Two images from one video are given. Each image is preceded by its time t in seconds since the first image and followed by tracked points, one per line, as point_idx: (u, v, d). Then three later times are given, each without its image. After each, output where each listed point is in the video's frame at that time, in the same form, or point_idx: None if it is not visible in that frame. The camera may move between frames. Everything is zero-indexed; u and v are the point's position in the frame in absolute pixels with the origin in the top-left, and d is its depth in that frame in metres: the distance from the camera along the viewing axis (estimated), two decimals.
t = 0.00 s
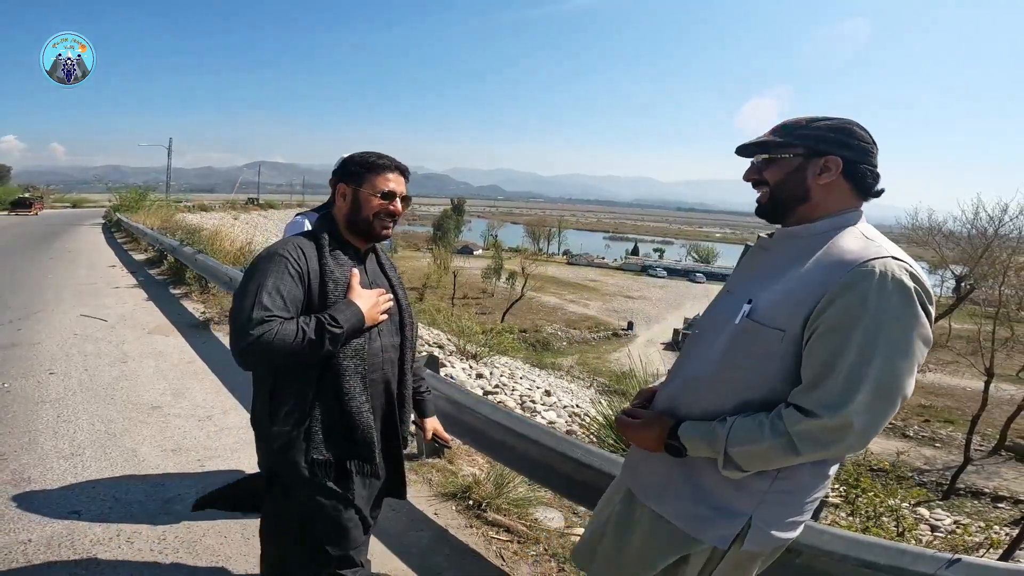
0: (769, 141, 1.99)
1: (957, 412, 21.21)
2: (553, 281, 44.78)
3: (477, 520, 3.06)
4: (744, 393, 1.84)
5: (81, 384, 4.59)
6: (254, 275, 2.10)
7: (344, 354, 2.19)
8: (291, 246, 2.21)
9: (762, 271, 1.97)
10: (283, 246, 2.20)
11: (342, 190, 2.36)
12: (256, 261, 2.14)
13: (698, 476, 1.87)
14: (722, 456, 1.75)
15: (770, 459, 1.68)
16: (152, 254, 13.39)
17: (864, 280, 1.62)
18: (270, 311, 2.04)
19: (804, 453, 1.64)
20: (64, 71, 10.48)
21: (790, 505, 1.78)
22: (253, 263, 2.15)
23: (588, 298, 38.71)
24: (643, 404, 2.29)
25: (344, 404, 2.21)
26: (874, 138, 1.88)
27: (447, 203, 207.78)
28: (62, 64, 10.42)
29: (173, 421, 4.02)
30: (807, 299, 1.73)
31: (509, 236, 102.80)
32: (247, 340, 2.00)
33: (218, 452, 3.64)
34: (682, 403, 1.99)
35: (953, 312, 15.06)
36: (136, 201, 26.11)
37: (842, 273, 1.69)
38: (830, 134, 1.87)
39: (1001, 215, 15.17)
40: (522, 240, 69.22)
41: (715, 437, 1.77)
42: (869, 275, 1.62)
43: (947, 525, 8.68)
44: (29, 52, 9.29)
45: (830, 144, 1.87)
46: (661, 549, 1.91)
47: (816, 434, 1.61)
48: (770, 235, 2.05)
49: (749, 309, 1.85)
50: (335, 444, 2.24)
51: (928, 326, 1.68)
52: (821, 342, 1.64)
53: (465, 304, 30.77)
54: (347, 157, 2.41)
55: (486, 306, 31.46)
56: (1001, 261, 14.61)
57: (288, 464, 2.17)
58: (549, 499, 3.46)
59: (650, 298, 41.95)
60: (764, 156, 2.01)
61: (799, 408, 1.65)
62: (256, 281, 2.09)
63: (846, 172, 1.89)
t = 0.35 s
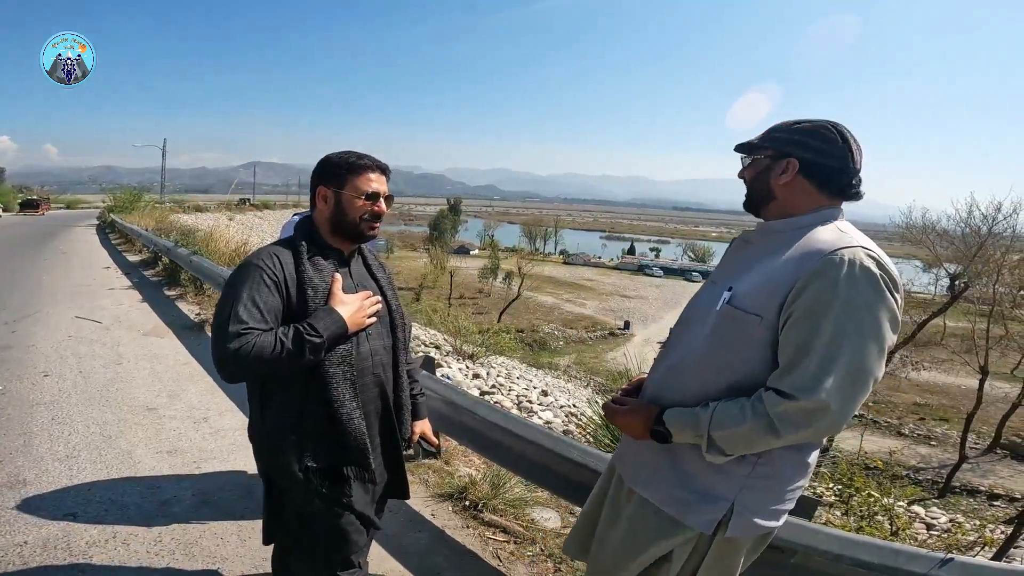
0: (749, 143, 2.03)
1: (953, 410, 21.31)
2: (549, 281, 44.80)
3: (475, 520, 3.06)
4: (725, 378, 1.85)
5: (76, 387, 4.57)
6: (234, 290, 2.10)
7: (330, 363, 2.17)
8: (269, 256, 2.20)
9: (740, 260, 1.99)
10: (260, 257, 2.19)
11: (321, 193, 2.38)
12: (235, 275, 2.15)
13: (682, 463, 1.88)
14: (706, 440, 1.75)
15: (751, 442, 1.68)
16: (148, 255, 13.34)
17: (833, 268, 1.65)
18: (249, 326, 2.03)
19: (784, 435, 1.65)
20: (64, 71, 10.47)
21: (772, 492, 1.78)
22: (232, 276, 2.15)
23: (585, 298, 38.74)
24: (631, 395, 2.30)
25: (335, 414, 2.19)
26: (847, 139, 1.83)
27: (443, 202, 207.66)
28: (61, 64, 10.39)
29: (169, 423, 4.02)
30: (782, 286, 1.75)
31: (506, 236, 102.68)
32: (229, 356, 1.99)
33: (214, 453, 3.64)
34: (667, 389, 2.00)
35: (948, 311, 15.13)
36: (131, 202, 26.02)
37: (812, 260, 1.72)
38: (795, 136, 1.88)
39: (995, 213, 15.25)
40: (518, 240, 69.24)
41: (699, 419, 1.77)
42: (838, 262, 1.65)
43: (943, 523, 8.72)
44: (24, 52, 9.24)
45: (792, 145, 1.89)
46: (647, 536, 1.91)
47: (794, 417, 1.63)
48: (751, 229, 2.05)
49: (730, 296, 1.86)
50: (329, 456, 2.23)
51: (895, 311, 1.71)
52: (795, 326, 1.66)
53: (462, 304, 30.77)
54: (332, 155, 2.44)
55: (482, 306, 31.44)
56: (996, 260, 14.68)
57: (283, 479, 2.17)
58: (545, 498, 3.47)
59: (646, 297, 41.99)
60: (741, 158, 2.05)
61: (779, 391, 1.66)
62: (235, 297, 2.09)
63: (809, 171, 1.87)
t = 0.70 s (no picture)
0: (725, 144, 2.07)
1: (949, 410, 21.32)
2: (546, 281, 44.78)
3: (469, 521, 3.06)
4: (695, 372, 1.86)
5: (70, 388, 4.57)
6: (206, 312, 1.96)
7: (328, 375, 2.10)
8: (240, 268, 2.05)
9: (712, 259, 2.02)
10: (228, 270, 2.05)
11: (317, 193, 2.19)
12: (203, 294, 2.00)
13: (664, 456, 1.88)
14: (678, 433, 1.76)
15: (716, 434, 1.69)
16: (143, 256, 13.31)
17: (787, 263, 1.67)
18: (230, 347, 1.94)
19: (746, 427, 1.66)
20: (64, 72, 10.46)
21: (750, 484, 1.78)
22: (200, 296, 2.00)
23: (582, 298, 38.73)
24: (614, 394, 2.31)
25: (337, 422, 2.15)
26: (816, 140, 1.85)
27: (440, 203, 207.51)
28: (59, 65, 10.37)
29: (164, 424, 4.02)
30: (743, 281, 1.77)
31: (503, 236, 102.68)
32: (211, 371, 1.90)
33: (208, 454, 3.64)
34: (643, 384, 2.01)
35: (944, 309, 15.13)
36: (128, 203, 26.00)
37: (771, 257, 1.73)
38: (767, 137, 1.90)
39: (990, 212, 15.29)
40: (515, 240, 69.29)
41: (670, 412, 1.78)
42: (792, 256, 1.67)
43: (939, 522, 8.72)
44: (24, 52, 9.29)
45: (763, 145, 1.91)
46: (631, 529, 1.92)
47: (755, 409, 1.64)
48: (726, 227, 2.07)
49: (699, 293, 1.89)
50: (336, 464, 2.19)
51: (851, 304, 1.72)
52: (756, 320, 1.68)
53: (459, 305, 30.75)
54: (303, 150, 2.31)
55: (479, 306, 31.43)
56: (992, 258, 14.70)
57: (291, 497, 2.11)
58: (539, 497, 3.49)
59: (643, 297, 42.00)
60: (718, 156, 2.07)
61: (741, 384, 1.67)
62: (210, 319, 1.96)
63: (778, 172, 1.89)
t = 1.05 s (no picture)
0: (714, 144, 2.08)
1: (947, 409, 21.34)
2: (545, 282, 44.78)
3: (465, 521, 3.06)
4: (692, 369, 1.86)
5: (66, 389, 4.56)
6: (213, 331, 1.84)
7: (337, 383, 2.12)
8: (240, 277, 1.94)
9: (701, 258, 2.03)
10: (228, 282, 1.91)
11: (311, 193, 2.18)
12: (202, 309, 1.86)
13: (664, 455, 1.87)
14: (681, 430, 1.75)
15: (718, 431, 1.69)
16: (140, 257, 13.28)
17: (775, 257, 1.68)
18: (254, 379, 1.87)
19: (748, 420, 1.66)
20: (63, 71, 10.44)
21: (752, 482, 1.78)
22: (197, 311, 1.86)
23: (580, 299, 38.73)
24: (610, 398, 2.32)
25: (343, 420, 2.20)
26: (801, 141, 1.86)
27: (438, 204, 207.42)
28: (59, 64, 10.36)
29: (160, 425, 4.01)
30: (733, 277, 1.78)
31: (502, 236, 102.97)
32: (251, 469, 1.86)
33: (204, 455, 3.64)
34: (641, 385, 2.02)
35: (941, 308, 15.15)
36: (124, 204, 25.98)
37: (757, 252, 1.74)
38: (754, 138, 1.91)
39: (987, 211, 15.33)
40: (513, 241, 69.30)
41: (671, 410, 1.77)
42: (778, 251, 1.68)
43: (937, 522, 8.72)
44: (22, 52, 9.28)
45: (750, 146, 1.92)
46: (634, 529, 1.92)
47: (756, 402, 1.64)
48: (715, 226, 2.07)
49: (691, 291, 1.89)
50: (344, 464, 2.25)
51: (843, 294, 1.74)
52: (748, 315, 1.68)
53: (457, 305, 30.75)
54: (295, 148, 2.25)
55: (477, 307, 31.43)
56: (988, 257, 14.73)
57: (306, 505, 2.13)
58: (535, 498, 3.49)
59: (642, 297, 42.02)
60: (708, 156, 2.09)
61: (739, 378, 1.67)
62: (220, 341, 1.84)
63: (764, 173, 1.91)
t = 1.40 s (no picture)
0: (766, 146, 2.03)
1: (947, 409, 21.33)
2: (545, 282, 44.80)
3: (465, 522, 3.05)
4: (709, 377, 1.85)
5: (66, 390, 4.55)
6: (254, 350, 1.80)
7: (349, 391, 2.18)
8: (272, 290, 1.90)
9: (732, 260, 1.99)
10: (266, 298, 1.87)
11: (327, 198, 2.17)
12: (239, 325, 1.81)
13: (667, 466, 1.86)
14: (683, 444, 1.74)
15: (723, 446, 1.67)
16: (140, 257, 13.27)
17: (809, 268, 1.62)
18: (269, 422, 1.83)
19: (754, 439, 1.63)
20: (63, 71, 10.44)
21: (758, 503, 1.74)
22: (235, 326, 1.80)
23: (580, 299, 38.74)
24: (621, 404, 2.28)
25: (344, 423, 2.25)
26: (857, 142, 1.79)
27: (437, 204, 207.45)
28: (59, 64, 10.35)
29: (160, 426, 4.00)
30: (762, 286, 1.74)
31: (502, 236, 102.98)
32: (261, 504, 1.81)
33: (205, 456, 3.63)
34: (655, 392, 1.99)
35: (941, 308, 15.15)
36: (124, 204, 26.03)
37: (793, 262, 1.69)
38: (806, 138, 1.86)
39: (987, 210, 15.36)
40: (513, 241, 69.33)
41: (676, 423, 1.76)
42: (816, 261, 1.62)
43: (938, 522, 8.70)
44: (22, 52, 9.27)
45: (801, 146, 1.87)
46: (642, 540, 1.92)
47: (767, 420, 1.61)
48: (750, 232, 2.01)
49: (716, 297, 1.86)
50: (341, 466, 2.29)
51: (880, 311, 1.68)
52: (773, 325, 1.64)
53: (457, 306, 30.77)
54: (302, 145, 2.24)
55: (477, 307, 31.44)
56: (988, 257, 14.74)
57: (309, 509, 2.16)
58: (534, 498, 3.49)
59: (642, 297, 42.03)
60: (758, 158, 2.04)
61: (751, 395, 1.65)
62: (259, 359, 1.82)
63: (815, 174, 1.84)
